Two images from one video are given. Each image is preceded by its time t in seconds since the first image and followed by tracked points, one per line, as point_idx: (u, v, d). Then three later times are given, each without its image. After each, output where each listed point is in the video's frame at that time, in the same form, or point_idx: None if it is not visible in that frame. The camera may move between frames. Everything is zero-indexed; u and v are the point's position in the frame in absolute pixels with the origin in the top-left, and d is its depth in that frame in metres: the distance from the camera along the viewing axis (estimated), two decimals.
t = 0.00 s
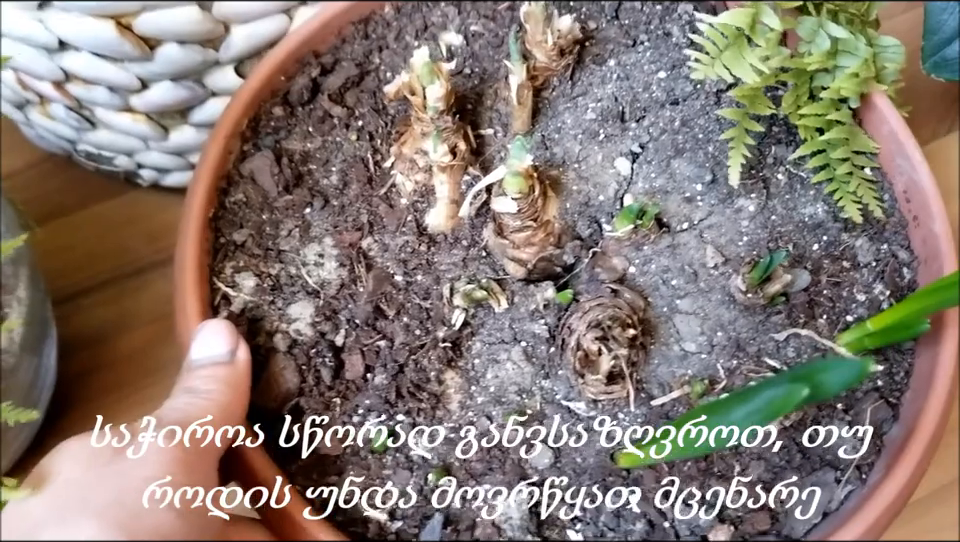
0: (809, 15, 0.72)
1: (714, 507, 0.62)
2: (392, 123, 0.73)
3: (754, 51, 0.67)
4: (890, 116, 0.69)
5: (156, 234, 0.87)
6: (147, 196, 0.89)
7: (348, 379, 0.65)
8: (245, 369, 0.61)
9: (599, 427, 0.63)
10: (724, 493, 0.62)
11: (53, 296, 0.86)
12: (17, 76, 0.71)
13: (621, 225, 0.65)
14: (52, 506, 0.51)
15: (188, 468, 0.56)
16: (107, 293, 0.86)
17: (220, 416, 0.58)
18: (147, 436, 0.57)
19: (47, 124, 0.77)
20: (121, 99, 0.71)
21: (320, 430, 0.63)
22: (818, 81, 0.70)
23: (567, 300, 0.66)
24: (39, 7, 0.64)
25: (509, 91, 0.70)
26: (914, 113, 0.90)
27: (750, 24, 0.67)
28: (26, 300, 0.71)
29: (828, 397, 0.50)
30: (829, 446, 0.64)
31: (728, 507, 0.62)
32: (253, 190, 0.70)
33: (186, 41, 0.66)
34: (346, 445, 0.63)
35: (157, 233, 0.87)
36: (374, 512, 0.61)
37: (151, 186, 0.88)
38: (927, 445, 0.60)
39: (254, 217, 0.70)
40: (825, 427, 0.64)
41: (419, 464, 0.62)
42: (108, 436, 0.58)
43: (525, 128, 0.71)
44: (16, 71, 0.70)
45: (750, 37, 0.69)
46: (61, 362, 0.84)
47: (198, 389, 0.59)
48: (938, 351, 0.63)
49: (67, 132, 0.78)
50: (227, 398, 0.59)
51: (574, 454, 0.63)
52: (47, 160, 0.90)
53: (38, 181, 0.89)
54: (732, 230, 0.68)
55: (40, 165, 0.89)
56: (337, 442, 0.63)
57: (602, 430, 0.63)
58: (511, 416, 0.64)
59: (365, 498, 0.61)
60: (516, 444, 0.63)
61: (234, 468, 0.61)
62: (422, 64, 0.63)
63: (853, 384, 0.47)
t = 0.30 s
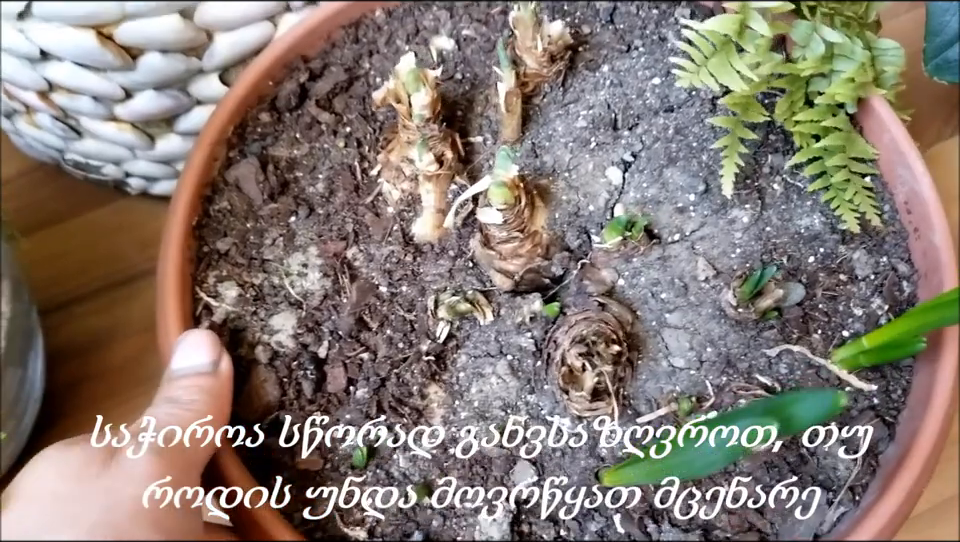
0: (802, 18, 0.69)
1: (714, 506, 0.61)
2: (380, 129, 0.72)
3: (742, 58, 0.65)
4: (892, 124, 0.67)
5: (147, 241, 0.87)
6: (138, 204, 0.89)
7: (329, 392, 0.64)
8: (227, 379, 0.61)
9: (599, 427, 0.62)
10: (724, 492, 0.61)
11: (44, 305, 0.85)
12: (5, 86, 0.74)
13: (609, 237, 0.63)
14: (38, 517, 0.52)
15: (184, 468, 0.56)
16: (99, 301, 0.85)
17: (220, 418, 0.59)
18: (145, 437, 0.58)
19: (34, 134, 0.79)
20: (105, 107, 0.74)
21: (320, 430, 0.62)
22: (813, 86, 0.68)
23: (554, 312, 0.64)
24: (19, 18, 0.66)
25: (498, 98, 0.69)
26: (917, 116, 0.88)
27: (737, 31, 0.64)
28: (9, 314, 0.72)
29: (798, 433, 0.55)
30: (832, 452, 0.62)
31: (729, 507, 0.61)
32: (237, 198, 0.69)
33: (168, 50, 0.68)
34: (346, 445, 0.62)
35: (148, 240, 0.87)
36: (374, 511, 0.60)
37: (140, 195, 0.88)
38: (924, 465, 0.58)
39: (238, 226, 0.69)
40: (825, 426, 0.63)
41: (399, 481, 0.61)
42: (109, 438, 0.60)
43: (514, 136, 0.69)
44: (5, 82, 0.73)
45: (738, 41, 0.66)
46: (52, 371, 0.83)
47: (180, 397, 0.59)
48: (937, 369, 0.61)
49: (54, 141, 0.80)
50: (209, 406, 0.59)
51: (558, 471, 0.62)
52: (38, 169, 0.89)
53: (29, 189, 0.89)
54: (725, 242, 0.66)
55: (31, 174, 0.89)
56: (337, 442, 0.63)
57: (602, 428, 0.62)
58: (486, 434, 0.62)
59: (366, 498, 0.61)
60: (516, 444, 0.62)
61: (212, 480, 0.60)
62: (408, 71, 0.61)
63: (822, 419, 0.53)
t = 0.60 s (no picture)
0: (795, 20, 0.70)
1: (714, 506, 0.61)
2: (379, 129, 0.73)
3: (732, 61, 0.66)
4: (883, 125, 0.68)
5: (149, 238, 0.88)
6: (141, 201, 0.90)
7: (329, 387, 0.65)
8: (233, 374, 0.61)
9: (600, 426, 0.63)
10: (724, 493, 0.62)
11: (47, 301, 0.87)
12: (12, 86, 0.76)
13: (604, 236, 0.65)
14: (37, 510, 0.54)
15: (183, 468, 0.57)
16: (100, 298, 0.87)
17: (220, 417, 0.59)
18: (145, 438, 0.58)
19: (40, 133, 0.81)
20: (110, 107, 0.75)
21: (320, 431, 0.63)
22: (805, 88, 0.69)
23: (550, 310, 0.65)
24: (25, 19, 0.67)
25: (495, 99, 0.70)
26: (913, 115, 0.89)
27: (728, 35, 0.66)
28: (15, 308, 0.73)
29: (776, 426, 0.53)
30: (828, 449, 0.63)
31: (729, 507, 0.61)
32: (238, 196, 0.70)
33: (172, 51, 0.69)
34: (346, 445, 0.63)
35: (150, 237, 0.88)
36: (374, 511, 0.61)
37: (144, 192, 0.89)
38: (913, 460, 0.59)
39: (240, 223, 0.70)
40: (826, 427, 0.63)
41: (397, 474, 0.63)
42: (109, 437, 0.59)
43: (511, 137, 0.70)
44: (11, 82, 0.75)
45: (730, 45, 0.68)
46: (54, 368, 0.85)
47: (185, 389, 0.60)
48: (926, 366, 0.62)
49: (60, 140, 0.82)
50: (213, 399, 0.59)
51: (553, 465, 0.63)
52: (43, 166, 0.91)
53: (35, 186, 0.90)
54: (718, 241, 0.67)
55: (37, 171, 0.90)
56: (337, 442, 0.63)
57: (602, 429, 0.63)
58: (486, 429, 0.64)
59: (365, 498, 0.62)
60: (516, 445, 0.63)
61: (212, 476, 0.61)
62: (406, 74, 0.62)
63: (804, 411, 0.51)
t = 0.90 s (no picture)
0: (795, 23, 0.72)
1: (714, 507, 0.63)
2: (387, 127, 0.74)
3: (734, 61, 0.68)
4: (881, 126, 0.70)
5: (157, 235, 0.90)
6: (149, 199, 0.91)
7: (338, 378, 0.66)
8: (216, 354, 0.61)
9: (599, 427, 0.64)
10: (724, 493, 0.63)
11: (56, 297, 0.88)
12: (25, 83, 0.77)
13: (608, 232, 0.66)
14: (30, 498, 0.52)
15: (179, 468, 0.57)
16: (107, 294, 0.88)
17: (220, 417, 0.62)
18: (145, 438, 0.56)
19: (52, 129, 0.82)
20: (122, 104, 0.76)
21: (320, 431, 0.64)
22: (804, 89, 0.71)
23: (555, 305, 0.67)
24: (41, 17, 0.69)
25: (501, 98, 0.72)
26: (908, 117, 0.91)
27: (730, 36, 0.67)
28: (30, 300, 0.74)
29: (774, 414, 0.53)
30: (828, 442, 0.64)
31: (729, 507, 0.63)
32: (250, 192, 0.72)
33: (184, 49, 0.71)
34: (345, 444, 0.64)
35: (158, 234, 0.90)
36: (373, 511, 0.62)
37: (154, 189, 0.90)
38: (909, 451, 0.61)
39: (251, 218, 0.71)
40: (826, 426, 0.65)
41: (406, 463, 0.64)
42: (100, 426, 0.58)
43: (517, 135, 0.72)
44: (24, 78, 0.76)
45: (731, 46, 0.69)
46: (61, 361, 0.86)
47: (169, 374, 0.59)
48: (922, 361, 0.64)
49: (71, 136, 0.83)
50: (194, 382, 0.59)
51: (558, 455, 0.64)
52: (53, 162, 0.92)
53: (46, 182, 0.91)
54: (719, 238, 0.69)
55: (47, 167, 0.92)
56: (336, 442, 0.65)
57: (602, 429, 0.64)
58: (494, 419, 0.65)
59: (365, 498, 0.63)
60: (516, 444, 0.64)
61: (227, 466, 0.62)
62: (415, 72, 0.64)
63: (806, 397, 0.51)
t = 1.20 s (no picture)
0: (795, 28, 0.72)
1: (714, 506, 0.64)
2: (392, 129, 0.75)
3: (734, 66, 0.69)
4: (879, 131, 0.71)
5: (161, 235, 0.91)
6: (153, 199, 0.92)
7: (343, 378, 0.67)
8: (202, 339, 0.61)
9: (600, 427, 0.66)
10: (724, 493, 0.64)
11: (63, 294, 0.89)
12: (32, 83, 0.78)
13: (608, 235, 0.67)
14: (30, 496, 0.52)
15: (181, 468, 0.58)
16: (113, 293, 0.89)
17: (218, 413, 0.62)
18: (145, 438, 0.57)
19: (59, 129, 0.83)
20: (129, 105, 0.77)
21: (320, 431, 0.65)
22: (803, 94, 0.72)
23: (556, 306, 0.68)
24: (49, 18, 0.69)
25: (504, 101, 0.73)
26: (906, 121, 0.92)
27: (730, 41, 0.68)
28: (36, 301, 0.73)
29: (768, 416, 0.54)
30: (826, 443, 0.65)
31: (729, 506, 0.64)
32: (256, 193, 0.73)
33: (191, 51, 0.72)
34: (346, 444, 0.66)
35: (162, 234, 0.91)
36: (374, 511, 0.64)
37: (159, 189, 0.91)
38: (903, 452, 0.62)
39: (256, 219, 0.72)
40: (826, 426, 0.66)
41: (408, 462, 0.65)
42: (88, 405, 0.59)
43: (520, 138, 0.73)
44: (32, 79, 0.77)
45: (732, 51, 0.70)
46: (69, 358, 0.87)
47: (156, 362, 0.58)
48: (916, 363, 0.65)
49: (78, 136, 0.84)
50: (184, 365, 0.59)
51: (559, 455, 0.65)
52: (59, 161, 0.93)
53: (51, 181, 0.92)
54: (718, 241, 0.70)
55: (54, 165, 0.93)
56: (337, 442, 0.66)
57: (602, 429, 0.66)
58: (496, 419, 0.66)
59: (365, 499, 0.64)
60: (516, 443, 0.65)
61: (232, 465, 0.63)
62: (419, 76, 0.64)
63: (800, 400, 0.52)
